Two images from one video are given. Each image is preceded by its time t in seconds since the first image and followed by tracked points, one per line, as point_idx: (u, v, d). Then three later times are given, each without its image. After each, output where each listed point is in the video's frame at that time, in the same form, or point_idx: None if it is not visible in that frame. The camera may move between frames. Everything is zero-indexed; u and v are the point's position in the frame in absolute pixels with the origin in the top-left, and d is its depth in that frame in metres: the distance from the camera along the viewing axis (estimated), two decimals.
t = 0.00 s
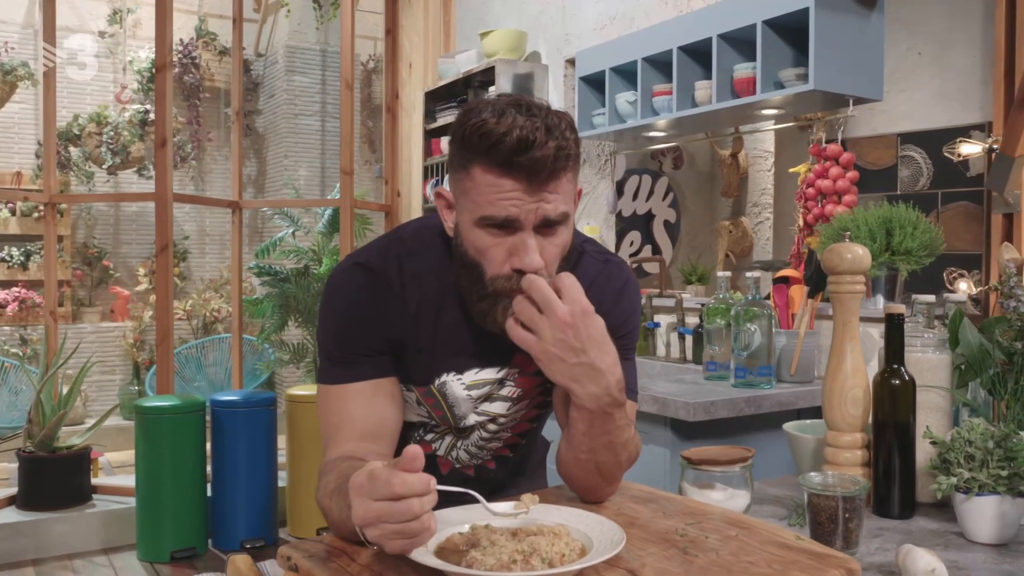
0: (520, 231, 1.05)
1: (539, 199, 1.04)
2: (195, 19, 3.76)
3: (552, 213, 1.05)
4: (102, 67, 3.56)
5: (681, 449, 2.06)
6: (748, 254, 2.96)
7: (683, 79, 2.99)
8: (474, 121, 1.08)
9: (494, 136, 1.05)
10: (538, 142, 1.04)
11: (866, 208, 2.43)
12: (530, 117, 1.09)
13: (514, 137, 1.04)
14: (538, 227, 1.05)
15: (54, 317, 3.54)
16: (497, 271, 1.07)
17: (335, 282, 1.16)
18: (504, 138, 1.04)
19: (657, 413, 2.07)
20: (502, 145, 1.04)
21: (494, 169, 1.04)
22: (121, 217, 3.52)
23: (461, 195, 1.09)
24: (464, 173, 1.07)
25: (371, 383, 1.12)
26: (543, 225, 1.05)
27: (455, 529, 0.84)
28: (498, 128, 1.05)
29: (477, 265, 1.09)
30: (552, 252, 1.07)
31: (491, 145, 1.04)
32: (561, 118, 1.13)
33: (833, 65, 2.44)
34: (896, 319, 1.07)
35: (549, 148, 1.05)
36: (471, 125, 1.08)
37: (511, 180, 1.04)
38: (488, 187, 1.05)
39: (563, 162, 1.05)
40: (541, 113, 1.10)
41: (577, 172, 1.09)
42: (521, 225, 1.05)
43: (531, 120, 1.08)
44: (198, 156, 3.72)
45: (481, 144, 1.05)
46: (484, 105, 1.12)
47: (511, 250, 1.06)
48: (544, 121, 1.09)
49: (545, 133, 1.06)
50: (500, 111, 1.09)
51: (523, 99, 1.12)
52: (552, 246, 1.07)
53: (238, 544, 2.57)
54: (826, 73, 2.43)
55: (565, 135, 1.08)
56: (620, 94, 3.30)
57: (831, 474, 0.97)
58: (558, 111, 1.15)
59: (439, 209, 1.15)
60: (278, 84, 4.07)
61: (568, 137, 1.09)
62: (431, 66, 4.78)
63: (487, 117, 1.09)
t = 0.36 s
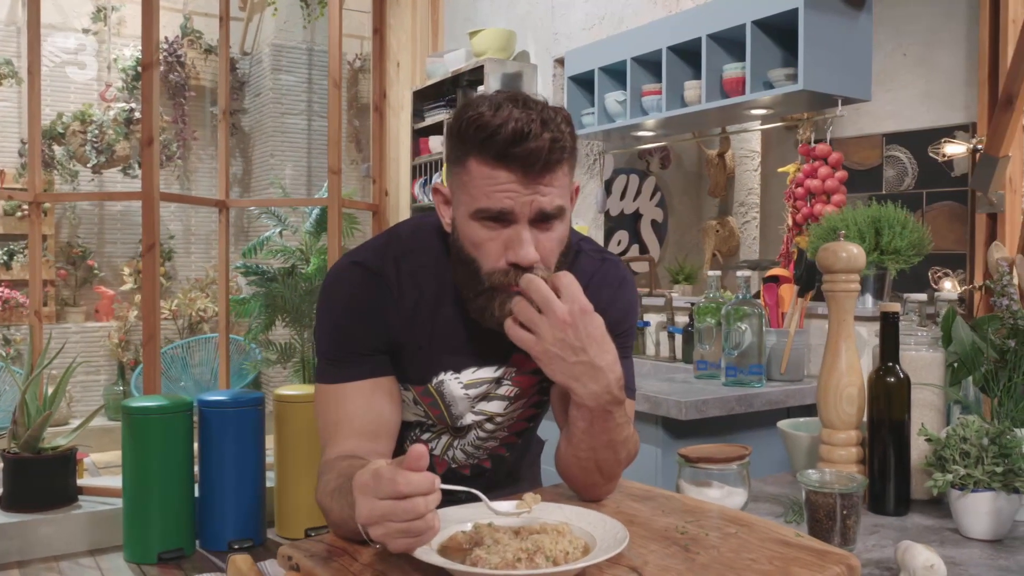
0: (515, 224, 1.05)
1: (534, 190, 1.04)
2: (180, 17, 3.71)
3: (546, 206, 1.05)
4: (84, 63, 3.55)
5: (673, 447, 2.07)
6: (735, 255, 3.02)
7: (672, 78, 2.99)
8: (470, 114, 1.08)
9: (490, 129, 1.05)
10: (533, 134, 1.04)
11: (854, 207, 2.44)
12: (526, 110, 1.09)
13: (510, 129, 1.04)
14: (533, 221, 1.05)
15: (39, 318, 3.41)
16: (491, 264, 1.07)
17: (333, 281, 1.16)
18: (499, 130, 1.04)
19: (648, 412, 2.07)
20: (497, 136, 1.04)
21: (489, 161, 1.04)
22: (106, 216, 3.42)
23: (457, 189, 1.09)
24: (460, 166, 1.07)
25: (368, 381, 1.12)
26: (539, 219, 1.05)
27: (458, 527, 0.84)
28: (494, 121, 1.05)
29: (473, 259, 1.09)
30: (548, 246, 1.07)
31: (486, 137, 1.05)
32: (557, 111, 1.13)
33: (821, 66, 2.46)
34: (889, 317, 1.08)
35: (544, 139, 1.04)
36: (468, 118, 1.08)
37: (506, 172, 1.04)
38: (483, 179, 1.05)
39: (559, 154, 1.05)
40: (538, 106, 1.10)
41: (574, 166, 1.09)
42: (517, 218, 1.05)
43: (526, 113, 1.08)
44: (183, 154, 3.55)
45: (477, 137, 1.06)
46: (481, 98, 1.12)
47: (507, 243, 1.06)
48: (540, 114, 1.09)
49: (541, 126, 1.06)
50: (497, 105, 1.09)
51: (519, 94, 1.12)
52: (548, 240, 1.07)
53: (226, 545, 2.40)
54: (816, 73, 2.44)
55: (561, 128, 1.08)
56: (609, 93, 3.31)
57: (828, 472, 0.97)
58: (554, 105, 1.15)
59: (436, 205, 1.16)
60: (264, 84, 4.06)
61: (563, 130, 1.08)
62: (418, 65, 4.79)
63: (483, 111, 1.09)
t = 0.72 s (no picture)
0: (517, 223, 1.05)
1: (536, 189, 1.04)
2: (166, 16, 3.59)
3: (548, 204, 1.05)
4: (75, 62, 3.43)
5: (664, 446, 2.07)
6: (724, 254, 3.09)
7: (663, 77, 3.00)
8: (472, 112, 1.08)
9: (492, 126, 1.05)
10: (536, 131, 1.04)
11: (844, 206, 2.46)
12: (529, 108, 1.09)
13: (512, 127, 1.04)
14: (535, 219, 1.05)
15: (24, 316, 3.32)
16: (492, 263, 1.07)
17: (332, 280, 1.16)
18: (501, 128, 1.04)
19: (641, 411, 2.08)
20: (500, 134, 1.04)
21: (491, 159, 1.04)
22: (91, 216, 3.31)
23: (458, 186, 1.09)
24: (461, 163, 1.07)
25: (367, 380, 1.11)
26: (541, 217, 1.05)
27: (461, 526, 0.85)
28: (496, 118, 1.05)
29: (473, 258, 1.09)
30: (549, 244, 1.07)
31: (488, 135, 1.05)
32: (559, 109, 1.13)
33: (811, 66, 2.47)
34: (886, 315, 1.08)
35: (547, 137, 1.04)
36: (470, 115, 1.08)
37: (509, 170, 1.04)
38: (485, 177, 1.05)
39: (561, 152, 1.05)
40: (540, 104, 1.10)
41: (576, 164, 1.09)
42: (519, 217, 1.05)
43: (529, 111, 1.08)
44: (170, 153, 3.53)
45: (479, 134, 1.06)
46: (483, 96, 1.12)
47: (508, 241, 1.06)
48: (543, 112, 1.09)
49: (543, 124, 1.06)
50: (498, 102, 1.09)
51: (521, 91, 1.12)
52: (549, 239, 1.07)
53: (213, 549, 2.08)
54: (805, 74, 2.46)
55: (563, 126, 1.08)
56: (599, 93, 3.31)
57: (826, 469, 0.98)
58: (556, 103, 1.15)
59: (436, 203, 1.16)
60: (250, 83, 3.96)
61: (566, 128, 1.09)
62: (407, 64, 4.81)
63: (485, 108, 1.09)
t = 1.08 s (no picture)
0: (518, 222, 1.06)
1: (537, 188, 1.04)
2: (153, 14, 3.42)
3: (550, 204, 1.05)
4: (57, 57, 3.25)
5: (658, 445, 2.07)
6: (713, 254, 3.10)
7: (654, 77, 3.00)
8: (474, 109, 1.08)
9: (494, 124, 1.05)
10: (538, 130, 1.04)
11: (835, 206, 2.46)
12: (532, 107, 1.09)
13: (514, 126, 1.04)
14: (536, 218, 1.05)
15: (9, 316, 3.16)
16: (494, 261, 1.07)
17: (332, 277, 1.15)
18: (503, 126, 1.04)
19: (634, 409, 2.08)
20: (502, 132, 1.04)
21: (492, 158, 1.04)
22: (77, 215, 3.11)
23: (458, 184, 1.09)
24: (463, 161, 1.07)
25: (366, 379, 1.11)
26: (542, 216, 1.05)
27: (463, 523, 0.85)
28: (498, 116, 1.05)
29: (473, 256, 1.09)
30: (550, 242, 1.07)
31: (490, 133, 1.05)
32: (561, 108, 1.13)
33: (802, 66, 2.48)
34: (882, 313, 1.09)
35: (550, 136, 1.05)
36: (473, 113, 1.08)
37: (511, 168, 1.04)
38: (486, 176, 1.05)
39: (564, 151, 1.06)
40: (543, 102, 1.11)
41: (577, 163, 1.10)
42: (520, 216, 1.06)
43: (531, 109, 1.08)
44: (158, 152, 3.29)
45: (481, 132, 1.06)
46: (485, 93, 1.12)
47: (508, 240, 1.07)
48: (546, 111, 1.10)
49: (545, 123, 1.06)
50: (500, 100, 1.09)
51: (524, 89, 1.12)
52: (551, 237, 1.07)
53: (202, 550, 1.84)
54: (796, 74, 2.46)
55: (565, 125, 1.08)
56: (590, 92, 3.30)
57: (824, 466, 0.99)
58: (558, 101, 1.15)
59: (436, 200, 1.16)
60: (238, 81, 3.93)
61: (568, 127, 1.09)
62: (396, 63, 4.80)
63: (486, 106, 1.09)
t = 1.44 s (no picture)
0: (518, 219, 1.06)
1: (538, 185, 1.04)
2: (140, 11, 3.48)
3: (551, 202, 1.05)
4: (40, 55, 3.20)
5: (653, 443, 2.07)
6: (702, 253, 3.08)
7: (646, 76, 3.00)
8: (475, 107, 1.08)
9: (496, 122, 1.05)
10: (539, 128, 1.04)
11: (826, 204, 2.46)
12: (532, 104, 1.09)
13: (515, 123, 1.04)
14: (537, 215, 1.05)
15: None
16: (495, 258, 1.08)
17: (331, 276, 1.15)
18: (505, 124, 1.04)
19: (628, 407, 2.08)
20: (503, 130, 1.04)
21: (493, 156, 1.04)
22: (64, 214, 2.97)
23: (458, 181, 1.09)
24: (463, 158, 1.07)
25: (367, 376, 1.11)
26: (542, 214, 1.06)
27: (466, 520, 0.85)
28: (500, 113, 1.05)
29: (474, 253, 1.09)
30: (551, 240, 1.08)
31: (492, 130, 1.05)
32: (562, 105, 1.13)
33: (794, 66, 2.49)
34: (879, 312, 1.10)
35: (551, 134, 1.05)
36: (474, 110, 1.08)
37: (512, 165, 1.04)
38: (486, 172, 1.05)
39: (565, 148, 1.06)
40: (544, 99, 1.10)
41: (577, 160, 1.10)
42: (521, 213, 1.05)
43: (532, 107, 1.08)
44: (145, 151, 3.26)
45: (482, 130, 1.06)
46: (485, 90, 1.12)
47: (509, 237, 1.07)
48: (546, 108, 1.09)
49: (547, 120, 1.06)
50: (500, 98, 1.09)
51: (524, 86, 1.12)
52: (551, 234, 1.08)
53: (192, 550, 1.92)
54: (787, 73, 2.47)
55: (566, 122, 1.08)
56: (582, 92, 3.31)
57: (824, 462, 0.99)
58: (559, 99, 1.15)
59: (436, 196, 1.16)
60: (227, 79, 3.82)
61: (569, 124, 1.09)
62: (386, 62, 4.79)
63: (487, 103, 1.09)
